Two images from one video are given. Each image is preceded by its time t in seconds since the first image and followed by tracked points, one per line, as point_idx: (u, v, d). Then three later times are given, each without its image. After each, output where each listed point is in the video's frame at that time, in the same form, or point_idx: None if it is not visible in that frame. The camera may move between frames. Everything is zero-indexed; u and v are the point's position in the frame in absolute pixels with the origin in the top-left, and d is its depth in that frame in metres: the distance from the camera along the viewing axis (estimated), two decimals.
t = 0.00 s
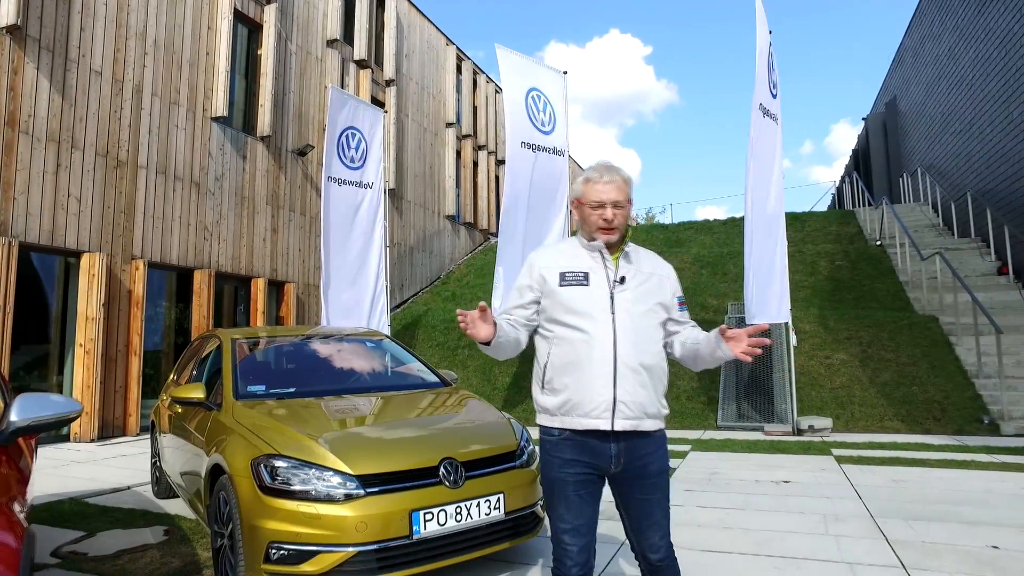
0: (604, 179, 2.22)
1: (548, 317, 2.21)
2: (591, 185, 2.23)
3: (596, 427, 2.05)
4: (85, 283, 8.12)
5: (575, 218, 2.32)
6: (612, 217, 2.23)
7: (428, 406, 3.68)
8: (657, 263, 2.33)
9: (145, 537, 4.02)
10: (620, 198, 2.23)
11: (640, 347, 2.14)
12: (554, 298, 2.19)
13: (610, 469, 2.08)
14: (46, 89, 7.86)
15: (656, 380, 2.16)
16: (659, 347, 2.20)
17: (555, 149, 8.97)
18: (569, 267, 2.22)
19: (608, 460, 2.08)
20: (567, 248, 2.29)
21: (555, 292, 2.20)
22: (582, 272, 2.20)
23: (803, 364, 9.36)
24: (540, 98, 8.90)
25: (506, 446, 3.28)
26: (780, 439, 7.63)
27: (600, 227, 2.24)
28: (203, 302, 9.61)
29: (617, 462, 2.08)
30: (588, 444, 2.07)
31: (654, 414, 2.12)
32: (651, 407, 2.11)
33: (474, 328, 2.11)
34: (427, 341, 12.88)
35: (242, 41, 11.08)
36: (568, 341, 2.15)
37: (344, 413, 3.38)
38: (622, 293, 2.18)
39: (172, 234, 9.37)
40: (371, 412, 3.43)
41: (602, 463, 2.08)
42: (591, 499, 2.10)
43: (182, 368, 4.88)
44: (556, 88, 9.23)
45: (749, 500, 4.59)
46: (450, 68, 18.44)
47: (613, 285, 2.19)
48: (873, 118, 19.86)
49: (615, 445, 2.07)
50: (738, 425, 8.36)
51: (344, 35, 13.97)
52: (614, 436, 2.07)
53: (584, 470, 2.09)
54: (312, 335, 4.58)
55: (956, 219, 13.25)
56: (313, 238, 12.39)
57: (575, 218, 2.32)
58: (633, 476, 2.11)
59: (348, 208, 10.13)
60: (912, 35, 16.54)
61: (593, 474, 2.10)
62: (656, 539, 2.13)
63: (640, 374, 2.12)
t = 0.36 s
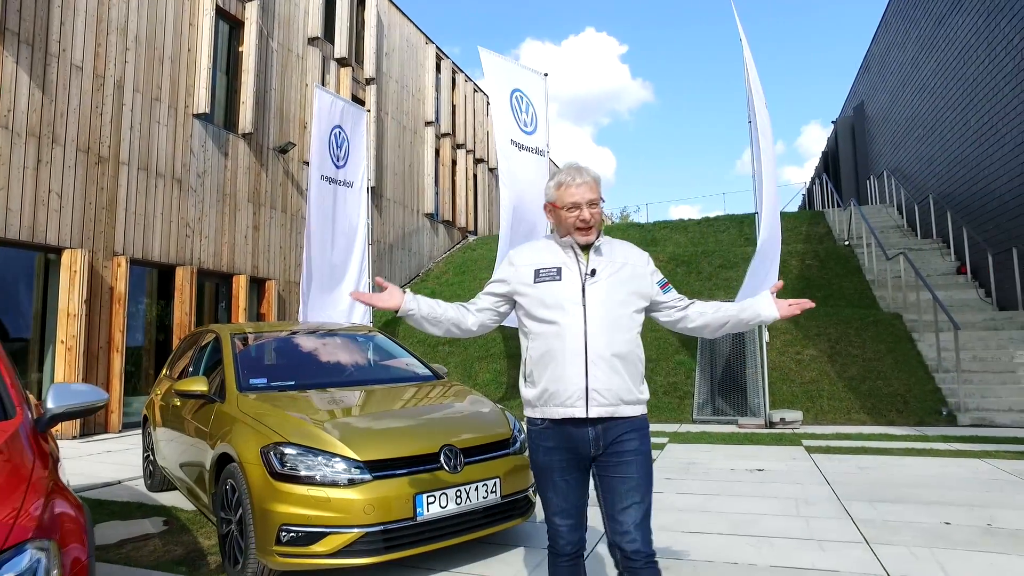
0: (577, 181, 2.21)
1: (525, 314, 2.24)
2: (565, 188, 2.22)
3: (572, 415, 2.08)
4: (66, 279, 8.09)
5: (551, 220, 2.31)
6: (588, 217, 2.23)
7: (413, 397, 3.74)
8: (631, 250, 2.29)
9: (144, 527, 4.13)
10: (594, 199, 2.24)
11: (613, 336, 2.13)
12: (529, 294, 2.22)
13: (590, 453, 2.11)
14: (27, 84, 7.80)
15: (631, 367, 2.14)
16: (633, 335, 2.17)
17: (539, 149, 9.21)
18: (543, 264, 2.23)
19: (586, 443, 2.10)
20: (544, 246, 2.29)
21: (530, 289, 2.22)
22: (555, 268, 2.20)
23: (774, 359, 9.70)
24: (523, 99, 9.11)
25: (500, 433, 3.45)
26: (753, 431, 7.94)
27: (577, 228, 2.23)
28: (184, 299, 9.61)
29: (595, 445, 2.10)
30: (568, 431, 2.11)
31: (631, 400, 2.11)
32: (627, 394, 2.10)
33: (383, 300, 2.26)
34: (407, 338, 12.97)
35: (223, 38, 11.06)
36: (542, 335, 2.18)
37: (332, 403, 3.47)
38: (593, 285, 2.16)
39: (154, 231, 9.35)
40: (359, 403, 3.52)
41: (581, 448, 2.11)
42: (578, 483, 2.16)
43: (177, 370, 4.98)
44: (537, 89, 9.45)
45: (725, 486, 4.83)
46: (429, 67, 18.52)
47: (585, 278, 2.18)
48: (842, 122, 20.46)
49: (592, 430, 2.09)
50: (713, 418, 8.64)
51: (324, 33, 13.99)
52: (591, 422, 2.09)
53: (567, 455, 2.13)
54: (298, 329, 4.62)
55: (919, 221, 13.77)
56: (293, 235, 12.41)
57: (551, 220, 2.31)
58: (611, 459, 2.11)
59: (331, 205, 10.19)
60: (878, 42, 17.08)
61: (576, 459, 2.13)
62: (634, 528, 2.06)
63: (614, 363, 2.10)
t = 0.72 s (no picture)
0: (597, 172, 2.17)
1: (546, 311, 2.18)
2: (585, 179, 2.18)
3: (596, 415, 2.02)
4: (64, 277, 8.10)
5: (571, 213, 2.26)
6: (609, 207, 2.17)
7: (410, 394, 3.78)
8: (654, 245, 2.23)
9: (148, 523, 4.17)
10: (615, 189, 2.18)
11: (639, 333, 2.07)
12: (552, 291, 2.16)
13: (612, 457, 2.05)
14: (24, 82, 7.81)
15: (657, 366, 2.09)
16: (659, 332, 2.11)
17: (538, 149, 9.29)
18: (565, 259, 2.18)
19: (608, 447, 2.04)
20: (565, 241, 2.24)
21: (552, 286, 2.17)
22: (577, 263, 2.15)
23: (769, 358, 9.81)
24: (522, 98, 9.17)
25: (501, 430, 3.51)
26: (748, 429, 8.04)
27: (598, 219, 2.17)
28: (182, 297, 9.66)
29: (618, 450, 2.04)
30: (589, 433, 2.05)
31: (657, 400, 2.05)
32: (653, 394, 2.04)
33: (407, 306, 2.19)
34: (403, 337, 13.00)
35: (220, 37, 11.09)
36: (566, 332, 2.12)
37: (332, 401, 3.51)
38: (618, 280, 2.10)
39: (152, 230, 9.36)
40: (357, 399, 3.58)
41: (602, 451, 2.05)
42: (597, 484, 2.10)
43: (179, 368, 5.03)
44: (535, 90, 9.51)
45: (722, 483, 4.91)
46: (425, 66, 18.56)
47: (609, 273, 2.12)
48: (835, 122, 20.59)
49: (615, 434, 2.03)
50: (709, 416, 8.72)
51: (322, 32, 14.02)
52: (614, 425, 2.03)
53: (587, 459, 2.07)
54: (295, 328, 4.66)
55: (911, 221, 13.90)
56: (290, 234, 12.43)
57: (570, 213, 2.26)
58: (635, 466, 2.05)
59: (328, 204, 10.22)
60: (871, 43, 17.21)
61: (596, 463, 2.07)
62: (655, 535, 2.02)
63: (640, 361, 2.05)
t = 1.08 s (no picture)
0: (619, 161, 2.13)
1: (575, 304, 2.18)
2: (609, 168, 2.14)
3: (628, 408, 2.00)
4: (61, 276, 8.12)
5: (595, 203, 2.23)
6: (635, 196, 2.14)
7: (407, 391, 3.85)
8: (682, 234, 2.23)
9: (152, 518, 4.23)
10: (640, 176, 2.15)
11: (671, 326, 2.07)
12: (581, 284, 2.15)
13: (638, 452, 2.04)
14: (21, 81, 7.82)
15: (689, 358, 2.09)
16: (692, 324, 2.11)
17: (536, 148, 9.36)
18: (594, 251, 2.17)
19: (636, 442, 2.04)
20: (592, 233, 2.22)
21: (581, 279, 2.16)
22: (606, 255, 2.14)
23: (762, 355, 9.94)
24: (519, 98, 9.24)
25: (501, 425, 3.60)
26: (741, 425, 8.16)
27: (624, 209, 2.15)
28: (179, 295, 9.70)
29: (645, 444, 2.03)
30: (618, 426, 2.04)
31: (688, 392, 2.05)
32: (685, 386, 2.04)
33: (440, 305, 2.21)
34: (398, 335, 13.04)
35: (217, 36, 11.12)
36: (596, 325, 2.11)
37: (331, 397, 3.57)
38: (648, 271, 2.10)
39: (148, 228, 9.39)
40: (355, 395, 3.64)
41: (629, 445, 2.05)
42: (618, 478, 2.11)
43: (181, 364, 5.10)
44: (532, 90, 9.56)
45: (717, 478, 5.00)
46: (420, 65, 18.59)
47: (639, 265, 2.12)
48: (828, 122, 20.76)
49: (644, 428, 2.03)
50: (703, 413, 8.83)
51: (317, 31, 14.04)
52: (644, 419, 2.03)
53: (612, 452, 2.07)
54: (292, 326, 4.72)
55: (901, 220, 14.07)
56: (286, 232, 12.47)
57: (595, 204, 2.23)
58: (660, 461, 2.05)
59: (324, 202, 10.25)
60: (863, 43, 17.36)
61: (621, 456, 2.07)
62: (673, 529, 2.04)
63: (672, 354, 2.05)
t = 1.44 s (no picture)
0: (635, 160, 2.17)
1: (590, 301, 2.23)
2: (625, 169, 2.17)
3: (639, 405, 2.05)
4: (56, 273, 8.13)
5: (613, 202, 2.27)
6: (651, 194, 2.17)
7: (401, 386, 3.93)
8: (699, 234, 2.27)
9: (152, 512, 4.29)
10: (656, 176, 2.18)
11: (684, 326, 2.11)
12: (596, 282, 2.20)
13: (649, 446, 2.09)
14: (15, 77, 7.81)
15: (701, 358, 2.14)
16: (705, 325, 2.15)
17: (530, 147, 9.45)
18: (611, 250, 2.21)
19: (646, 436, 2.08)
20: (609, 232, 2.27)
21: (597, 277, 2.21)
22: (623, 254, 2.18)
23: (752, 352, 10.08)
24: (513, 96, 9.33)
25: (498, 419, 3.69)
26: (731, 420, 8.29)
27: (639, 207, 2.18)
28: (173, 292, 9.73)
29: (655, 439, 2.08)
30: (629, 420, 2.09)
31: (698, 392, 2.11)
32: (695, 386, 2.09)
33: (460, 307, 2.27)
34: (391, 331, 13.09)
35: (210, 33, 11.13)
36: (610, 323, 2.16)
37: (326, 393, 3.63)
38: (663, 271, 2.14)
39: (142, 225, 9.39)
40: (350, 390, 3.72)
41: (640, 439, 2.09)
42: (628, 474, 2.12)
43: (181, 358, 5.17)
44: (525, 88, 9.64)
45: (708, 471, 5.12)
46: (413, 63, 18.61)
47: (655, 264, 2.16)
48: (817, 120, 20.95)
49: (654, 423, 2.07)
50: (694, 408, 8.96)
51: (310, 28, 14.04)
52: (655, 415, 2.07)
53: (623, 446, 2.10)
54: (288, 323, 4.79)
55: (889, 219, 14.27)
56: (279, 229, 12.49)
57: (612, 202, 2.27)
58: (668, 454, 2.11)
59: (318, 199, 10.27)
60: (852, 43, 17.53)
61: (631, 450, 2.11)
62: (676, 520, 2.12)
63: (684, 354, 2.09)
